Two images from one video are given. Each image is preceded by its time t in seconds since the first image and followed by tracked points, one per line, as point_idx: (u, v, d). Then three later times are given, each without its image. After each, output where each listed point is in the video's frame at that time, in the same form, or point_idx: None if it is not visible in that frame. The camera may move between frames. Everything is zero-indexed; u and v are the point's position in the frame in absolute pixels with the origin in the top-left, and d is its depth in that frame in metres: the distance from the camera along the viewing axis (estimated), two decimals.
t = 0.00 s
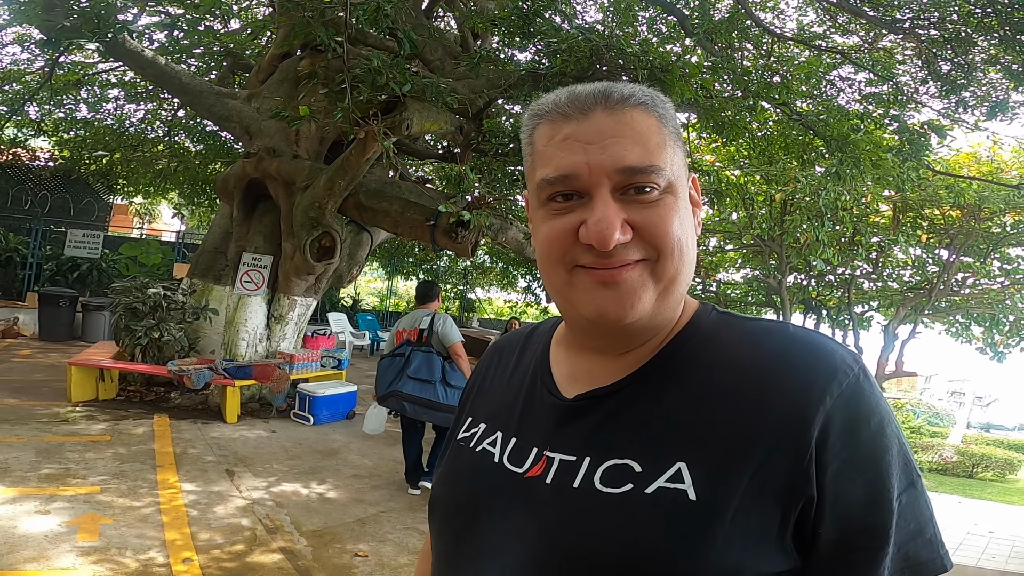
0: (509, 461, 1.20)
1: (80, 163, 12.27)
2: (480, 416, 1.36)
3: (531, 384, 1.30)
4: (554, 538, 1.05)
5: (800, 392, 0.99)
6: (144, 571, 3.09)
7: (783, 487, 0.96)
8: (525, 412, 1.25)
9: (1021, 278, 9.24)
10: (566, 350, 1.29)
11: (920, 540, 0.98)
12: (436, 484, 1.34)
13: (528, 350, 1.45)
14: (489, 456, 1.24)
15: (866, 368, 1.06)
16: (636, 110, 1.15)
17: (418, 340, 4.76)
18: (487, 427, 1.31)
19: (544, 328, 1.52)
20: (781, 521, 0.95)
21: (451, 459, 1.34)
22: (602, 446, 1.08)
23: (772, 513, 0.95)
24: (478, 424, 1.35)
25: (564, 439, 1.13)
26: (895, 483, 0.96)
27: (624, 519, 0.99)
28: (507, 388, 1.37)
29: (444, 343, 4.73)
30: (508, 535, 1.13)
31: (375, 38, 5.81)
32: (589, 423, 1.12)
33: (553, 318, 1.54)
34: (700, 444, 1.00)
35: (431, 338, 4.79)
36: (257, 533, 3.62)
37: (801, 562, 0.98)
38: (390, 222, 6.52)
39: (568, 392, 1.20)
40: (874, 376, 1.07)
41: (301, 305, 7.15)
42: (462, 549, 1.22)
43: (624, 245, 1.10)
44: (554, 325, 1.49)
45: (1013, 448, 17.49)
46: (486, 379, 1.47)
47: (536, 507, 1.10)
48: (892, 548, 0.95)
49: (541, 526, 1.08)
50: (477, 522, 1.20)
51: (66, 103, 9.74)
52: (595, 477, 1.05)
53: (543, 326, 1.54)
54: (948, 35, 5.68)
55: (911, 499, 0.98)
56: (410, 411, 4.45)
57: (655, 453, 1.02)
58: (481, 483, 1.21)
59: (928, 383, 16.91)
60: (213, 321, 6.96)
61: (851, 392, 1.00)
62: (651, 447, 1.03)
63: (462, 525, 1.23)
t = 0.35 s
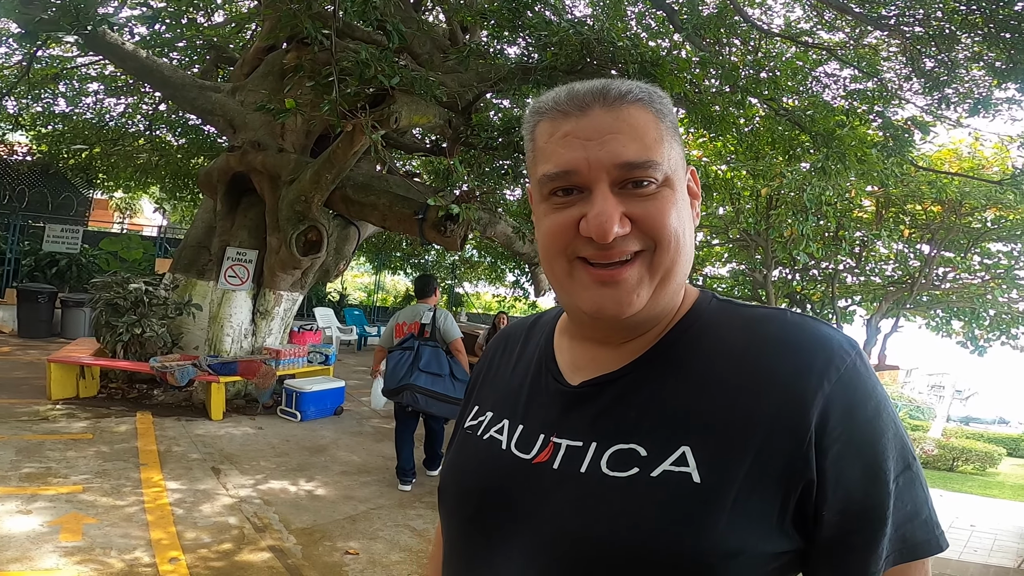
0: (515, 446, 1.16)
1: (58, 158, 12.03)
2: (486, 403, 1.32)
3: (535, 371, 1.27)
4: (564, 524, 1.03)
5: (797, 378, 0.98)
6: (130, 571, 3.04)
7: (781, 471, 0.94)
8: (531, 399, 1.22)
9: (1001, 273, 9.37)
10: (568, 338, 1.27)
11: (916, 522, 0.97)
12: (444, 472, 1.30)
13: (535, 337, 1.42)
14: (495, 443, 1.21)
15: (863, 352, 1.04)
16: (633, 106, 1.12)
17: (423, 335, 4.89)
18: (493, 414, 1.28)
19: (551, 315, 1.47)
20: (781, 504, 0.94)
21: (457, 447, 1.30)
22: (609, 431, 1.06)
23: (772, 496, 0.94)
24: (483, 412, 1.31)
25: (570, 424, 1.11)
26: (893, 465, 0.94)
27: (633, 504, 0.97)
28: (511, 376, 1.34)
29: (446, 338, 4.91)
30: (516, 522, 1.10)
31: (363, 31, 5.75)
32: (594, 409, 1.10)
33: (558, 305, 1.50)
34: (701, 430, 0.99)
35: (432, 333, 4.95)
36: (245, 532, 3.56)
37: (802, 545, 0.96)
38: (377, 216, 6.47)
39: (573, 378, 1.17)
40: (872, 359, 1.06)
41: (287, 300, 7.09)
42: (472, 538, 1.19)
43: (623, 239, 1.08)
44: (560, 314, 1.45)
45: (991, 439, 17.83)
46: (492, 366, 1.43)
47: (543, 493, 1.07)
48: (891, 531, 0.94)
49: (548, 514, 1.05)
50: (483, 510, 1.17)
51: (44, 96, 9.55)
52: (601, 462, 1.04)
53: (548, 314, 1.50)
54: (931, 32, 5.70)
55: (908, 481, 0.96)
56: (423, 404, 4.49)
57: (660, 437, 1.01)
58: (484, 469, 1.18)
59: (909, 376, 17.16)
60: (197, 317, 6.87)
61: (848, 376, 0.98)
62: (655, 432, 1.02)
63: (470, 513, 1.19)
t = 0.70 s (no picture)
0: (513, 442, 1.12)
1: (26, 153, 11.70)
2: (482, 401, 1.27)
3: (530, 368, 1.22)
4: (569, 520, 0.99)
5: (785, 373, 0.96)
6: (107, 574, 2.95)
7: (772, 461, 0.93)
8: (528, 395, 1.18)
9: (971, 265, 9.57)
10: (559, 339, 1.23)
11: (892, 504, 0.97)
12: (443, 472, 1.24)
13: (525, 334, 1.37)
14: (492, 440, 1.16)
15: (840, 343, 1.04)
16: (619, 117, 1.08)
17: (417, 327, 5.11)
18: (489, 411, 1.23)
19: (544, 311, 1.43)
20: (772, 493, 0.93)
21: (455, 446, 1.24)
22: (610, 426, 1.02)
23: (765, 486, 0.93)
24: (479, 410, 1.26)
25: (567, 420, 1.08)
26: (869, 451, 0.95)
27: (638, 500, 0.94)
28: (507, 370, 1.29)
29: (438, 329, 5.12)
30: (519, 521, 1.05)
31: (342, 24, 5.67)
32: (591, 406, 1.06)
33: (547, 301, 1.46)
34: (694, 423, 0.97)
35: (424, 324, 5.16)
36: (225, 532, 3.49)
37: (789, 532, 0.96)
38: (357, 210, 6.38)
39: (570, 376, 1.13)
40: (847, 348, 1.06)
41: (264, 296, 6.97)
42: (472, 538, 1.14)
43: (613, 255, 1.04)
44: (552, 311, 1.40)
45: (961, 429, 18.24)
46: (486, 363, 1.38)
47: (545, 490, 1.03)
48: (869, 514, 0.94)
49: (551, 510, 1.01)
50: (480, 511, 1.12)
51: (10, 89, 9.26)
52: (601, 456, 1.01)
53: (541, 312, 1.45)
54: (906, 28, 5.76)
55: (885, 467, 0.97)
56: (430, 394, 4.74)
57: (655, 430, 0.99)
58: (481, 466, 1.13)
59: (882, 367, 17.49)
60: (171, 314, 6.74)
61: (829, 369, 0.97)
62: (651, 428, 0.99)
63: (468, 512, 1.14)
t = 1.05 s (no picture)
0: (531, 426, 1.09)
1: None
2: (497, 388, 1.24)
3: (546, 353, 1.19)
4: (591, 505, 0.96)
5: (798, 353, 0.95)
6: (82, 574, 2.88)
7: (786, 442, 0.91)
8: (543, 379, 1.15)
9: (946, 257, 9.74)
10: (580, 325, 1.20)
11: (899, 489, 0.96)
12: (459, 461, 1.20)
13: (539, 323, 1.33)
14: (509, 426, 1.12)
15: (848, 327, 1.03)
16: (673, 109, 1.12)
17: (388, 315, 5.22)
18: (504, 397, 1.19)
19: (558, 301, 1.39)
20: (787, 475, 0.91)
21: (470, 434, 1.21)
22: (630, 408, 1.00)
23: (781, 466, 0.90)
24: (494, 397, 1.22)
25: (586, 401, 1.05)
26: (880, 435, 0.94)
27: (661, 481, 0.91)
28: (522, 357, 1.25)
29: (406, 317, 5.28)
30: (540, 507, 1.02)
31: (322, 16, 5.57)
32: (611, 388, 1.03)
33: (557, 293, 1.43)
34: (712, 404, 0.95)
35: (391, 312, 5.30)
36: (204, 530, 3.42)
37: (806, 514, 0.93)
38: (337, 203, 6.30)
39: (591, 360, 1.10)
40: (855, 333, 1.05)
41: (242, 290, 6.87)
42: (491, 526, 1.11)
43: (670, 232, 1.03)
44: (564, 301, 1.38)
45: (935, 420, 18.61)
46: (500, 352, 1.34)
47: (566, 475, 1.00)
48: (879, 497, 0.93)
49: (571, 497, 0.98)
50: (499, 497, 1.09)
51: None
52: (619, 437, 0.98)
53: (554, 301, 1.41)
54: (884, 23, 5.80)
55: (893, 449, 0.96)
56: (420, 374, 4.81)
57: (674, 411, 0.96)
58: (500, 451, 1.10)
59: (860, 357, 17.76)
60: (145, 309, 6.58)
61: (840, 352, 0.96)
62: (671, 409, 0.97)
63: (486, 498, 1.11)
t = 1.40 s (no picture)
0: (607, 450, 1.00)
1: None
2: (525, 406, 1.08)
3: (588, 364, 1.08)
4: (697, 524, 0.95)
5: (848, 355, 1.04)
6: (70, 571, 2.86)
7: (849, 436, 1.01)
8: (596, 397, 1.05)
9: (936, 254, 9.81)
10: (630, 335, 1.11)
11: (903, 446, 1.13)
12: (501, 492, 1.07)
13: (540, 325, 1.18)
14: (576, 453, 1.01)
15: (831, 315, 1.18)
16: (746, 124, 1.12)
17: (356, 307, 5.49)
18: (544, 418, 1.06)
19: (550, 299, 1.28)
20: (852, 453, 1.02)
21: (509, 461, 1.06)
22: (720, 419, 1.00)
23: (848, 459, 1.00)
24: (525, 418, 1.07)
25: (671, 417, 1.01)
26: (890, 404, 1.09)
27: (765, 490, 0.94)
28: (546, 368, 1.11)
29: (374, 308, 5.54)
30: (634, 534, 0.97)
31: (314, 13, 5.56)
32: (695, 400, 1.01)
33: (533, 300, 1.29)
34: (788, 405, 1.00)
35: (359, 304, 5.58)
36: (193, 527, 3.40)
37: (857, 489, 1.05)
38: (329, 200, 6.27)
39: (667, 376, 1.05)
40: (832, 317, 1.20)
41: (233, 288, 6.83)
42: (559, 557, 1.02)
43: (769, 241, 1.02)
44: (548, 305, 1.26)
45: (927, 416, 18.76)
46: (504, 362, 1.16)
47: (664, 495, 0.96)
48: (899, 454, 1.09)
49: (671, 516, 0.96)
50: (584, 533, 0.99)
51: None
52: (719, 447, 0.98)
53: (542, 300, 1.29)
54: (875, 21, 5.80)
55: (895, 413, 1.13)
56: (383, 366, 5.13)
57: (759, 413, 0.99)
58: (579, 488, 0.99)
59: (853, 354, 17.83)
60: (134, 306, 6.57)
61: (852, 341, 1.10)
62: (758, 417, 0.99)
63: (565, 535, 1.01)
